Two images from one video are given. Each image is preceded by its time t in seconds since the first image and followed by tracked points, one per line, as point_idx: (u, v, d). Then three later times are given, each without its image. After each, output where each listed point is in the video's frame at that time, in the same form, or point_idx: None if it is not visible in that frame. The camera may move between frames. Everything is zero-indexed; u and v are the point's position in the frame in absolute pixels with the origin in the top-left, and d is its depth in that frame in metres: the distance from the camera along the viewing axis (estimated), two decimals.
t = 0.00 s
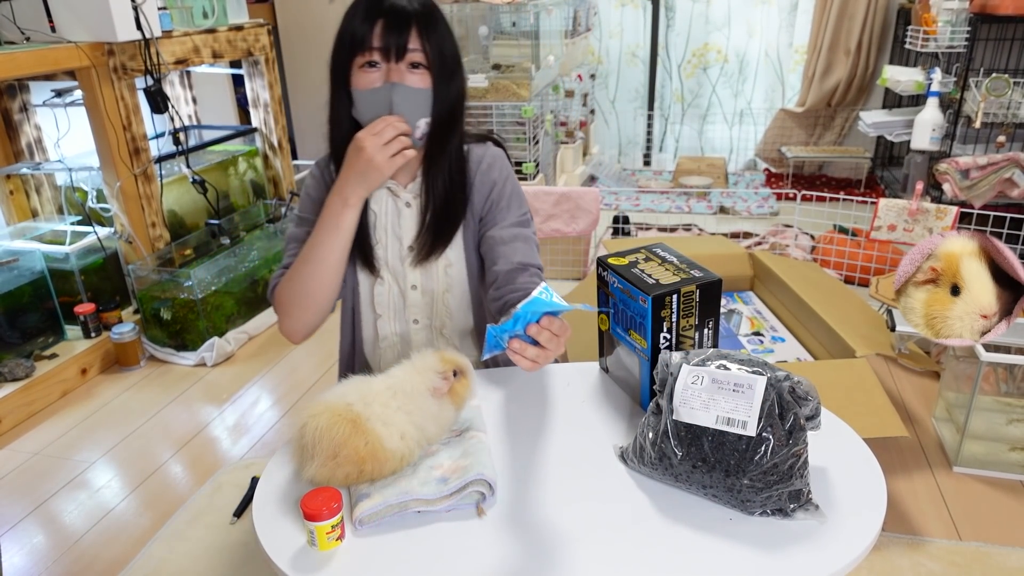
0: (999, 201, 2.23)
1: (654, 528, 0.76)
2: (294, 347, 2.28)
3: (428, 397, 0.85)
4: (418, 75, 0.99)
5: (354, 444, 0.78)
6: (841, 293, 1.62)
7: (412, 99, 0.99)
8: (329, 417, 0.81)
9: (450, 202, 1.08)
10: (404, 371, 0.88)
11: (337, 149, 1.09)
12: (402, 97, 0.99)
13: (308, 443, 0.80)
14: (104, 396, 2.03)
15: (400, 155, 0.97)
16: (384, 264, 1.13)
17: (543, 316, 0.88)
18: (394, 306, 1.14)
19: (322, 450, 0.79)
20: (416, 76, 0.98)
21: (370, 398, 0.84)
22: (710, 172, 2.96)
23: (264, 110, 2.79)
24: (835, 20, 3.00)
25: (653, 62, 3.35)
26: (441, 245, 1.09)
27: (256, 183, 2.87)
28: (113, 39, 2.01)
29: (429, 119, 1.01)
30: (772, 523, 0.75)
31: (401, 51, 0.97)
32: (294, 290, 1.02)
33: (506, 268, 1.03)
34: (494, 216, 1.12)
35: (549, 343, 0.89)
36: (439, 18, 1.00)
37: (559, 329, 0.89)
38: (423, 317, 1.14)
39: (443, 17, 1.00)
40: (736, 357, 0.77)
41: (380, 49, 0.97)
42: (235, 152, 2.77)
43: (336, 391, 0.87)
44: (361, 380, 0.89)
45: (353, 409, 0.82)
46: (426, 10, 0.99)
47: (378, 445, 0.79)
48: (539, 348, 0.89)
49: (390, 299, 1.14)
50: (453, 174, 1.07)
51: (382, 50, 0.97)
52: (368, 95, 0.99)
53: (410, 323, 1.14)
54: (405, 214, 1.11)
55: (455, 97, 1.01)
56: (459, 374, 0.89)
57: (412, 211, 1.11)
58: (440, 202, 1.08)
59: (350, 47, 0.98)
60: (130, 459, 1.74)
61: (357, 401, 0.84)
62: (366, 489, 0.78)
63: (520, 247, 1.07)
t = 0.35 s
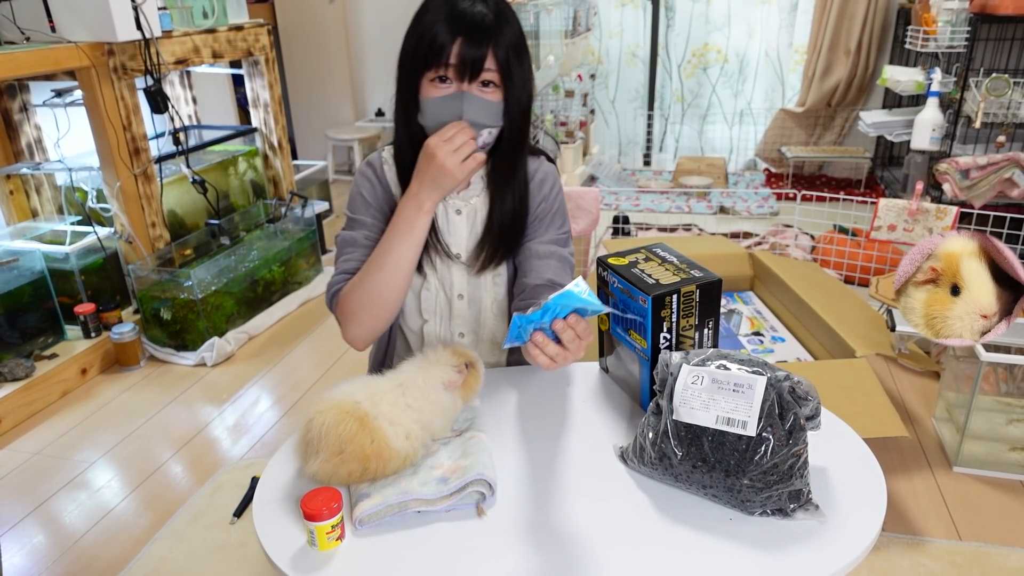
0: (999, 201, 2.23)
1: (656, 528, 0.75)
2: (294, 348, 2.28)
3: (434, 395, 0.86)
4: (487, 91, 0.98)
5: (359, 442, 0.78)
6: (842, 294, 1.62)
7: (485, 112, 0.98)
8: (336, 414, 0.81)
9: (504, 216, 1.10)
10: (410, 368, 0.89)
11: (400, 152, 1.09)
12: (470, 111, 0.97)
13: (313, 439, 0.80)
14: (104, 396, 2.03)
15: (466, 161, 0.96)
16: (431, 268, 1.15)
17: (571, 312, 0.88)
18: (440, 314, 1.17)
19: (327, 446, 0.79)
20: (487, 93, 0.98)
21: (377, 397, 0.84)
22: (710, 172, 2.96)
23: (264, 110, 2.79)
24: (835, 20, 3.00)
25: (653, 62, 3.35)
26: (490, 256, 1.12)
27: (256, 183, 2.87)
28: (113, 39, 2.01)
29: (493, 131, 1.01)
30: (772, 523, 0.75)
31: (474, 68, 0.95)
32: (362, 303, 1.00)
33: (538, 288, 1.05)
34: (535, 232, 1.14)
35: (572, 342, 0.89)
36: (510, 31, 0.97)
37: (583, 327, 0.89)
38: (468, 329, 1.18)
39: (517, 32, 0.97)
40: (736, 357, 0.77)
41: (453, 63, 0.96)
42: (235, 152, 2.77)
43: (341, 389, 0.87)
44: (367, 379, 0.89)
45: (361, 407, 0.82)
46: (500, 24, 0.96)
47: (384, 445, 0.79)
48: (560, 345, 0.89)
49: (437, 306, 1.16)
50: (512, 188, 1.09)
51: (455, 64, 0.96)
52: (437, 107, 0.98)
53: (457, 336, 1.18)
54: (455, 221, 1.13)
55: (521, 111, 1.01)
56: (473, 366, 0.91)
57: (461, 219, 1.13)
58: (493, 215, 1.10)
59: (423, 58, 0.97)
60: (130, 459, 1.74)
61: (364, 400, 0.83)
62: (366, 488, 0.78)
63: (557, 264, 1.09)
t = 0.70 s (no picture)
0: (999, 201, 2.23)
1: (656, 529, 0.75)
2: (294, 348, 2.28)
3: (432, 395, 0.86)
4: (522, 87, 1.03)
5: (360, 444, 0.78)
6: (842, 293, 1.61)
7: (521, 107, 1.03)
8: (336, 415, 0.80)
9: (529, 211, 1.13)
10: (410, 369, 0.89)
11: (425, 148, 1.10)
12: (508, 106, 1.02)
13: (313, 440, 0.80)
14: (104, 396, 2.03)
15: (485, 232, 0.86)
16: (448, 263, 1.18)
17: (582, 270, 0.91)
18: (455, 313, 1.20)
19: (327, 447, 0.78)
20: (523, 88, 1.03)
21: (377, 398, 0.84)
22: (710, 172, 2.96)
23: (264, 110, 2.79)
24: (835, 20, 3.00)
25: (653, 62, 3.35)
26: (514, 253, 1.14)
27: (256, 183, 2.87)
28: (113, 39, 2.00)
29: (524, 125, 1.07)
30: (772, 523, 0.75)
31: (517, 64, 1.00)
32: (400, 333, 1.04)
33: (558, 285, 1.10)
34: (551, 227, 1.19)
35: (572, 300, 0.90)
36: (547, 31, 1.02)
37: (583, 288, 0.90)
38: (482, 328, 1.20)
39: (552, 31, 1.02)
40: (736, 357, 0.77)
41: (495, 58, 1.00)
42: (235, 152, 2.77)
43: (342, 389, 0.86)
44: (368, 380, 0.89)
45: (360, 409, 0.82)
46: (538, 22, 1.01)
47: (384, 446, 0.79)
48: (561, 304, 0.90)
49: (455, 305, 1.19)
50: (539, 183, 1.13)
51: (497, 59, 1.00)
52: (474, 100, 1.02)
53: (470, 335, 1.20)
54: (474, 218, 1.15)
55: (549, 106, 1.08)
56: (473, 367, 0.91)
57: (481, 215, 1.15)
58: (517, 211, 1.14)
59: (463, 51, 1.00)
60: (130, 459, 1.73)
61: (365, 401, 0.83)
62: (365, 488, 0.78)
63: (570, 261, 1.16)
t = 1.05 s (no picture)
0: (999, 201, 2.23)
1: (655, 530, 0.75)
2: (294, 348, 2.28)
3: (433, 395, 0.86)
4: (500, 82, 1.03)
5: (360, 445, 0.78)
6: (842, 293, 1.62)
7: (498, 99, 1.04)
8: (337, 417, 0.80)
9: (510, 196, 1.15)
10: (411, 368, 0.89)
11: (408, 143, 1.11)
12: (486, 101, 1.03)
13: (314, 440, 0.80)
14: (104, 396, 2.03)
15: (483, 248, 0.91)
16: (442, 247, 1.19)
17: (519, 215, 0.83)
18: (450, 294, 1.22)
19: (327, 448, 0.78)
20: (499, 83, 1.03)
21: (379, 399, 0.84)
22: (710, 172, 2.96)
23: (264, 110, 2.79)
24: (835, 20, 3.00)
25: (653, 62, 3.35)
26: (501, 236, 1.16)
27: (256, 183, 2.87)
28: (113, 39, 2.00)
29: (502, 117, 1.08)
30: (772, 524, 0.75)
31: (491, 59, 1.00)
32: (415, 321, 1.08)
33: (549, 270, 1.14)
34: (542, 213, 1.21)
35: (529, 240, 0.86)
36: (517, 21, 1.02)
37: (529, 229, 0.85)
38: (478, 307, 1.22)
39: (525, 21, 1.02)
40: (736, 357, 0.77)
41: (470, 56, 1.01)
42: (235, 152, 2.77)
43: (344, 390, 0.86)
44: (369, 380, 0.89)
45: (362, 410, 0.82)
46: (509, 14, 1.00)
47: (385, 448, 0.78)
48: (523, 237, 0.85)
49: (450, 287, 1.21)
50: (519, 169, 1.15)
51: (472, 57, 1.01)
52: (453, 98, 1.03)
53: (465, 313, 1.22)
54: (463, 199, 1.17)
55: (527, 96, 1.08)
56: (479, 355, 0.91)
57: (470, 197, 1.16)
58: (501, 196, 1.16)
59: (439, 50, 1.00)
60: (130, 459, 1.73)
61: (367, 403, 0.83)
62: (366, 489, 0.78)
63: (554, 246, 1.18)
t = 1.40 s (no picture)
0: (999, 202, 2.23)
1: (656, 530, 0.75)
2: (294, 348, 2.27)
3: (434, 394, 0.86)
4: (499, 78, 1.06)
5: (361, 445, 0.77)
6: (843, 294, 1.62)
7: (498, 95, 1.06)
8: (338, 417, 0.80)
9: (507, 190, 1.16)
10: (412, 368, 0.89)
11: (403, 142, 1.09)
12: (491, 95, 1.04)
13: (315, 439, 0.80)
14: (104, 396, 2.03)
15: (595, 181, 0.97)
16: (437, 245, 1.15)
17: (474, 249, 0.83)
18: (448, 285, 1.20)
19: (328, 449, 0.78)
20: (498, 79, 1.06)
21: (380, 399, 0.84)
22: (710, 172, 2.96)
23: (264, 110, 2.79)
24: (836, 19, 3.00)
25: (653, 62, 3.35)
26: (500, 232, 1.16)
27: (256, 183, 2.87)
28: (112, 39, 2.00)
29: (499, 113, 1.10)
30: (772, 524, 0.75)
31: (493, 56, 1.03)
32: (401, 319, 1.08)
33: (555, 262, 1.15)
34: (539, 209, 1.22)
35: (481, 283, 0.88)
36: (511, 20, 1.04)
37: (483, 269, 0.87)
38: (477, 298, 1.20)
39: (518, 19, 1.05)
40: (736, 357, 0.77)
41: (474, 54, 1.02)
42: (235, 152, 2.77)
43: (345, 390, 0.86)
44: (369, 380, 0.89)
45: (363, 410, 0.81)
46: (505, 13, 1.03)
47: (386, 448, 0.78)
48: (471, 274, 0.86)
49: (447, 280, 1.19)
50: (516, 166, 1.16)
51: (477, 54, 1.02)
52: (456, 95, 1.04)
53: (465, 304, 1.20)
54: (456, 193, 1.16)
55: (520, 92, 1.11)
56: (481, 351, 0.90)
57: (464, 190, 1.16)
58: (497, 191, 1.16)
59: (441, 49, 1.01)
60: (130, 459, 1.73)
61: (367, 403, 0.83)
62: (366, 489, 0.78)
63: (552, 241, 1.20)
